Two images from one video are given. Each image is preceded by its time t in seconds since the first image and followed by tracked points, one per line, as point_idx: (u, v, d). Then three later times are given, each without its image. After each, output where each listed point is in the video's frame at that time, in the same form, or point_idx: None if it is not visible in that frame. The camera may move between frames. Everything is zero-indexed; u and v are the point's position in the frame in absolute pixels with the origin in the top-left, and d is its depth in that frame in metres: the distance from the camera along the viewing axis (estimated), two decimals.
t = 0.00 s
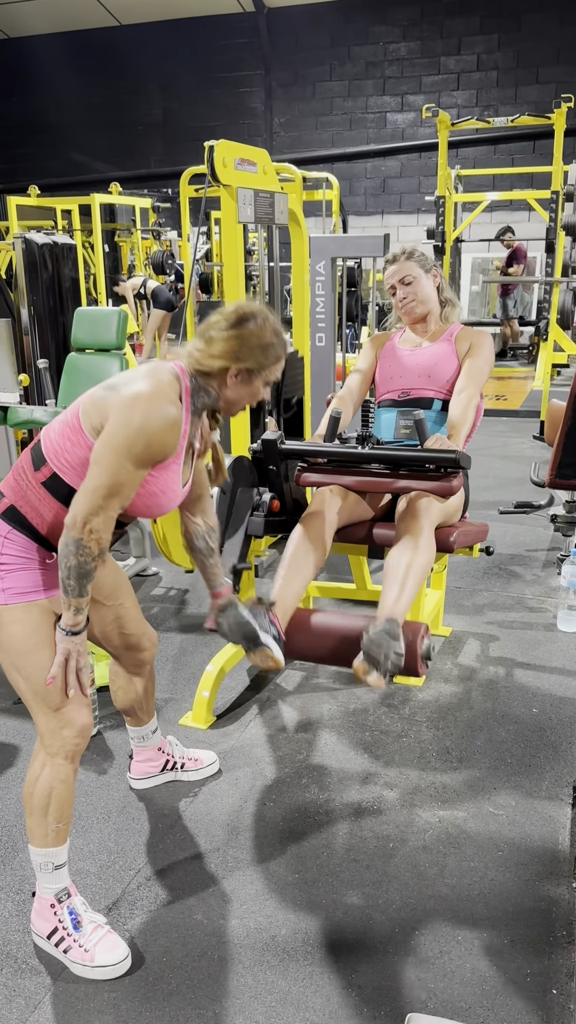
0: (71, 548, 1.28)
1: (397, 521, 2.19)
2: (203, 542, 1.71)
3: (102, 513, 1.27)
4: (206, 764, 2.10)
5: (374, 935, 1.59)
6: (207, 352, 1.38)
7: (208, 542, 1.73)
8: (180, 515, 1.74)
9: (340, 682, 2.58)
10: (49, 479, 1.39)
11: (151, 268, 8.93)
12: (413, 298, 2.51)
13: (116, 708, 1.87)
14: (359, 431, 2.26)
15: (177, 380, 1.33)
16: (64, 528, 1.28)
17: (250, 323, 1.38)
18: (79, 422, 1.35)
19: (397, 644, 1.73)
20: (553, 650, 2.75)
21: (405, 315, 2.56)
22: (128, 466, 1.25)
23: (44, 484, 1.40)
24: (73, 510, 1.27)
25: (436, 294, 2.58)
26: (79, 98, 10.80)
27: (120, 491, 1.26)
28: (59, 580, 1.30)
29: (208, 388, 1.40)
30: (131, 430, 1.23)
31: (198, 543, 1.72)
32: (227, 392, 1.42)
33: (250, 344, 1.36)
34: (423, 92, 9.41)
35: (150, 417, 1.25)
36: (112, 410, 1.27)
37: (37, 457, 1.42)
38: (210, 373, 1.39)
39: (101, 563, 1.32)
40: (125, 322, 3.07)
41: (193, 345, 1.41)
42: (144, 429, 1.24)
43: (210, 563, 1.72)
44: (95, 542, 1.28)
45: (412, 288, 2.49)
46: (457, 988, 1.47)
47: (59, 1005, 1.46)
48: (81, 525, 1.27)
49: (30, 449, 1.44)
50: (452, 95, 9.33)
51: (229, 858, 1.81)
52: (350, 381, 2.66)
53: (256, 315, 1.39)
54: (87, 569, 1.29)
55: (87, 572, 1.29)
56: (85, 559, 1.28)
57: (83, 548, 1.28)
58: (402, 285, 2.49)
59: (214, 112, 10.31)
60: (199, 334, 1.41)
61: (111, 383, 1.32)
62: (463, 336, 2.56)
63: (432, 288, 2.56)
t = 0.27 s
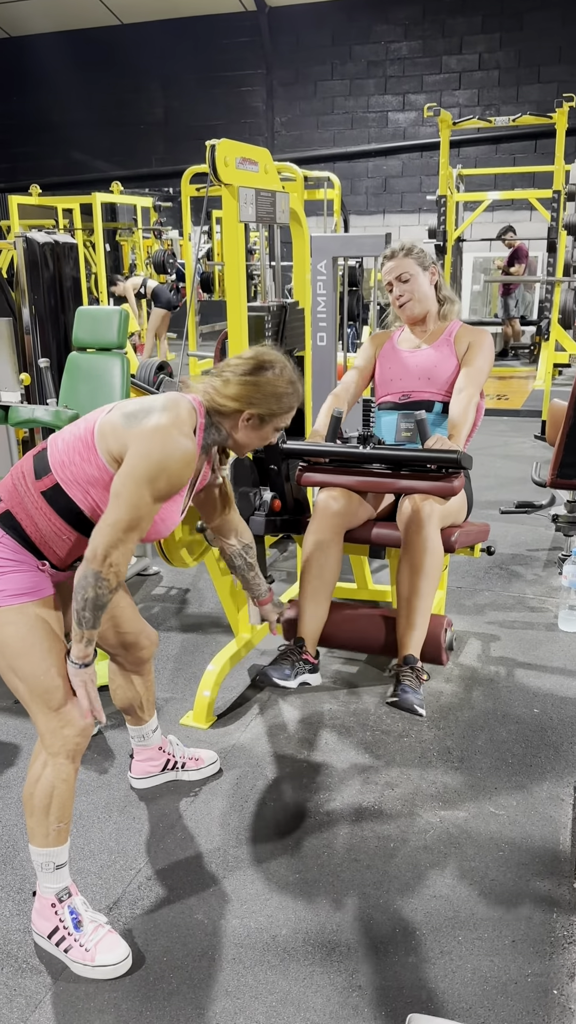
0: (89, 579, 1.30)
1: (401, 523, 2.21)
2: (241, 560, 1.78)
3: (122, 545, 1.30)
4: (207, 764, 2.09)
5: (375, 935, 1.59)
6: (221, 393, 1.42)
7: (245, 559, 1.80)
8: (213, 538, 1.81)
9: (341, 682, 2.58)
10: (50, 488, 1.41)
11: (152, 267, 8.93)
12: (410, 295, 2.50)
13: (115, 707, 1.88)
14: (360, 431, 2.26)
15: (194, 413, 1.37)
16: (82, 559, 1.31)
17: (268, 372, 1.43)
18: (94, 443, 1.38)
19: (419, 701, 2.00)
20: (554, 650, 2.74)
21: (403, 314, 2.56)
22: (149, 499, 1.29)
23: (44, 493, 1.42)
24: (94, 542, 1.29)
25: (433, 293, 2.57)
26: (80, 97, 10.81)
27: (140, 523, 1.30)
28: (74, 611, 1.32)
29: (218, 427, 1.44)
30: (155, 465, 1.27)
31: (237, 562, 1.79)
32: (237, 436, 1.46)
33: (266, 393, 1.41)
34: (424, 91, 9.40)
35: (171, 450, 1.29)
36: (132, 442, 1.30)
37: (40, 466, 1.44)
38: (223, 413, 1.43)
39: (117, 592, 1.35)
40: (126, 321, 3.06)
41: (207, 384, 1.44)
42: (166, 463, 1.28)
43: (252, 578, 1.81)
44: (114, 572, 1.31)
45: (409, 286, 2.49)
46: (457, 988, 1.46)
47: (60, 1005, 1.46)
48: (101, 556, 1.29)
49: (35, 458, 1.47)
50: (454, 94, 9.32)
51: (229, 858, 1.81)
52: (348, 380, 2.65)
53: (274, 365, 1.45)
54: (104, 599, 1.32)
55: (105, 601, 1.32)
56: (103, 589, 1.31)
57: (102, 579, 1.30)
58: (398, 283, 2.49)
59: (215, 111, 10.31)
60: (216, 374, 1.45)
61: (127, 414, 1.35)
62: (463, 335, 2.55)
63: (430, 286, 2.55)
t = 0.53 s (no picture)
0: (89, 590, 1.30)
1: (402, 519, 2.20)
2: (226, 559, 1.74)
3: (122, 555, 1.30)
4: (208, 763, 2.09)
5: (376, 935, 1.59)
6: (219, 401, 1.41)
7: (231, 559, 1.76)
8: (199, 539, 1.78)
9: (342, 682, 2.58)
10: (45, 490, 1.41)
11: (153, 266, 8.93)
12: (410, 297, 2.50)
13: (113, 707, 1.89)
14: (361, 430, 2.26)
15: (191, 422, 1.36)
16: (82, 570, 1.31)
17: (268, 380, 1.42)
18: (90, 449, 1.37)
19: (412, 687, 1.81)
20: (556, 650, 2.74)
21: (404, 316, 2.55)
22: (148, 509, 1.28)
23: (40, 495, 1.42)
24: (94, 554, 1.29)
25: (433, 294, 2.56)
26: (82, 96, 10.81)
27: (139, 534, 1.30)
28: (71, 621, 1.32)
29: (217, 434, 1.43)
30: (153, 477, 1.26)
31: (222, 561, 1.75)
32: (236, 443, 1.46)
33: (266, 402, 1.40)
34: (426, 90, 9.39)
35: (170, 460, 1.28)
36: (130, 452, 1.29)
37: (37, 468, 1.44)
38: (222, 421, 1.42)
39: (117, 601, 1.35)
40: (128, 321, 3.07)
41: (206, 391, 1.43)
42: (164, 473, 1.27)
43: (236, 578, 1.76)
44: (114, 583, 1.32)
45: (409, 287, 2.49)
46: (459, 988, 1.46)
47: (61, 1004, 1.46)
48: (101, 567, 1.30)
49: (32, 460, 1.47)
50: (456, 93, 9.31)
51: (230, 857, 1.81)
52: (350, 381, 2.64)
53: (275, 373, 1.44)
54: (104, 608, 1.33)
55: (105, 611, 1.33)
56: (103, 600, 1.32)
57: (102, 590, 1.31)
58: (398, 284, 2.48)
59: (217, 110, 10.30)
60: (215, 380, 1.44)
61: (124, 421, 1.34)
62: (464, 336, 2.54)
63: (430, 287, 2.55)
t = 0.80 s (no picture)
0: (81, 596, 1.30)
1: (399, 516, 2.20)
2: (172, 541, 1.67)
3: (113, 561, 1.29)
4: (209, 763, 2.09)
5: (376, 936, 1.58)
6: (212, 400, 1.39)
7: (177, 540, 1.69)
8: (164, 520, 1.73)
9: (342, 682, 2.57)
10: (36, 493, 1.41)
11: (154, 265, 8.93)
12: (411, 298, 2.50)
13: (110, 709, 1.88)
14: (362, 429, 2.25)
15: (183, 425, 1.34)
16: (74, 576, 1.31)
17: (260, 376, 1.39)
18: (79, 453, 1.36)
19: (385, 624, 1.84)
20: (557, 650, 2.74)
21: (406, 317, 2.55)
22: (139, 514, 1.27)
23: (31, 498, 1.41)
24: (85, 560, 1.29)
25: (435, 296, 2.55)
26: (83, 95, 10.80)
27: (131, 539, 1.29)
28: (63, 626, 1.32)
29: (210, 432, 1.42)
30: (143, 483, 1.25)
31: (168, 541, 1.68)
32: (230, 439, 1.44)
33: (259, 400, 1.38)
34: (427, 89, 9.38)
35: (160, 464, 1.26)
36: (119, 457, 1.27)
37: (29, 471, 1.44)
38: (215, 421, 1.41)
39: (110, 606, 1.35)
40: (128, 319, 3.06)
41: (197, 390, 1.41)
42: (154, 478, 1.25)
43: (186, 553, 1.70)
44: (106, 589, 1.31)
45: (410, 288, 2.49)
46: (459, 988, 1.46)
47: (61, 1005, 1.45)
48: (92, 573, 1.29)
49: (24, 462, 1.46)
50: (457, 92, 9.30)
51: (230, 858, 1.81)
52: (351, 380, 2.64)
53: (267, 369, 1.41)
54: (96, 615, 1.32)
55: (98, 617, 1.33)
56: (95, 605, 1.31)
57: (94, 596, 1.30)
58: (400, 285, 2.49)
59: (218, 108, 10.30)
60: (206, 377, 1.42)
61: (113, 425, 1.32)
62: (466, 336, 2.55)
63: (432, 289, 2.55)
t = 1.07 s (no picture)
0: (81, 600, 1.30)
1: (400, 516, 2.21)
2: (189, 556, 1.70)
3: (114, 567, 1.30)
4: (209, 762, 2.09)
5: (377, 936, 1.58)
6: (216, 415, 1.38)
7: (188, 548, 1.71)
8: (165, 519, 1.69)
9: (343, 681, 2.57)
10: (36, 497, 1.41)
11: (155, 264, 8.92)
12: (414, 295, 2.50)
13: (109, 709, 1.88)
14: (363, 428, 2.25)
15: (189, 435, 1.34)
16: (74, 580, 1.31)
17: (267, 393, 1.38)
18: (84, 459, 1.35)
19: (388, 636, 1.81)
20: (558, 650, 2.73)
21: (407, 313, 2.56)
22: (143, 522, 1.27)
23: (30, 501, 1.41)
24: (87, 564, 1.29)
25: (438, 293, 2.57)
26: (84, 94, 10.80)
27: (133, 546, 1.29)
28: (62, 629, 1.33)
29: (214, 448, 1.41)
30: (149, 491, 1.24)
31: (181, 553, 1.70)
32: (233, 456, 1.43)
33: (264, 416, 1.37)
34: (428, 88, 9.37)
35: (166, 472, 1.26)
36: (125, 464, 1.27)
37: (30, 474, 1.43)
38: (219, 437, 1.39)
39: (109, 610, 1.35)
40: (129, 318, 3.05)
41: (202, 405, 1.40)
42: (160, 487, 1.25)
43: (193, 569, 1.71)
44: (106, 594, 1.31)
45: (412, 286, 2.49)
46: (460, 988, 1.46)
47: (61, 1004, 1.45)
48: (93, 578, 1.29)
49: (25, 465, 1.46)
50: (458, 91, 9.29)
51: (230, 858, 1.80)
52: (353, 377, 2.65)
53: (274, 385, 1.40)
54: (95, 620, 1.33)
55: (96, 621, 1.33)
56: (94, 609, 1.31)
57: (94, 601, 1.31)
58: (402, 284, 2.49)
59: (218, 107, 10.29)
60: (213, 391, 1.41)
61: (120, 432, 1.31)
62: (467, 330, 2.55)
63: (434, 286, 2.55)
